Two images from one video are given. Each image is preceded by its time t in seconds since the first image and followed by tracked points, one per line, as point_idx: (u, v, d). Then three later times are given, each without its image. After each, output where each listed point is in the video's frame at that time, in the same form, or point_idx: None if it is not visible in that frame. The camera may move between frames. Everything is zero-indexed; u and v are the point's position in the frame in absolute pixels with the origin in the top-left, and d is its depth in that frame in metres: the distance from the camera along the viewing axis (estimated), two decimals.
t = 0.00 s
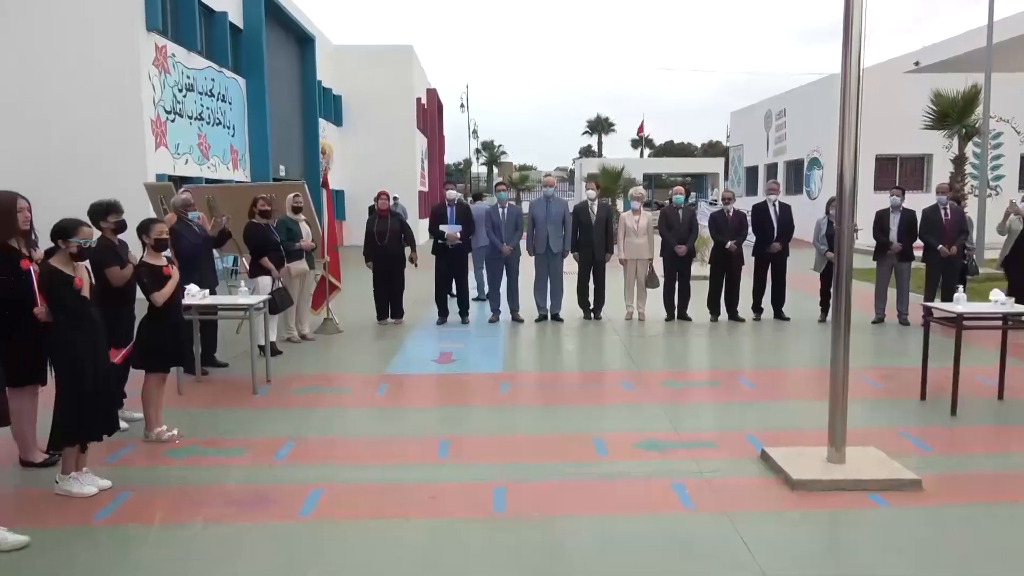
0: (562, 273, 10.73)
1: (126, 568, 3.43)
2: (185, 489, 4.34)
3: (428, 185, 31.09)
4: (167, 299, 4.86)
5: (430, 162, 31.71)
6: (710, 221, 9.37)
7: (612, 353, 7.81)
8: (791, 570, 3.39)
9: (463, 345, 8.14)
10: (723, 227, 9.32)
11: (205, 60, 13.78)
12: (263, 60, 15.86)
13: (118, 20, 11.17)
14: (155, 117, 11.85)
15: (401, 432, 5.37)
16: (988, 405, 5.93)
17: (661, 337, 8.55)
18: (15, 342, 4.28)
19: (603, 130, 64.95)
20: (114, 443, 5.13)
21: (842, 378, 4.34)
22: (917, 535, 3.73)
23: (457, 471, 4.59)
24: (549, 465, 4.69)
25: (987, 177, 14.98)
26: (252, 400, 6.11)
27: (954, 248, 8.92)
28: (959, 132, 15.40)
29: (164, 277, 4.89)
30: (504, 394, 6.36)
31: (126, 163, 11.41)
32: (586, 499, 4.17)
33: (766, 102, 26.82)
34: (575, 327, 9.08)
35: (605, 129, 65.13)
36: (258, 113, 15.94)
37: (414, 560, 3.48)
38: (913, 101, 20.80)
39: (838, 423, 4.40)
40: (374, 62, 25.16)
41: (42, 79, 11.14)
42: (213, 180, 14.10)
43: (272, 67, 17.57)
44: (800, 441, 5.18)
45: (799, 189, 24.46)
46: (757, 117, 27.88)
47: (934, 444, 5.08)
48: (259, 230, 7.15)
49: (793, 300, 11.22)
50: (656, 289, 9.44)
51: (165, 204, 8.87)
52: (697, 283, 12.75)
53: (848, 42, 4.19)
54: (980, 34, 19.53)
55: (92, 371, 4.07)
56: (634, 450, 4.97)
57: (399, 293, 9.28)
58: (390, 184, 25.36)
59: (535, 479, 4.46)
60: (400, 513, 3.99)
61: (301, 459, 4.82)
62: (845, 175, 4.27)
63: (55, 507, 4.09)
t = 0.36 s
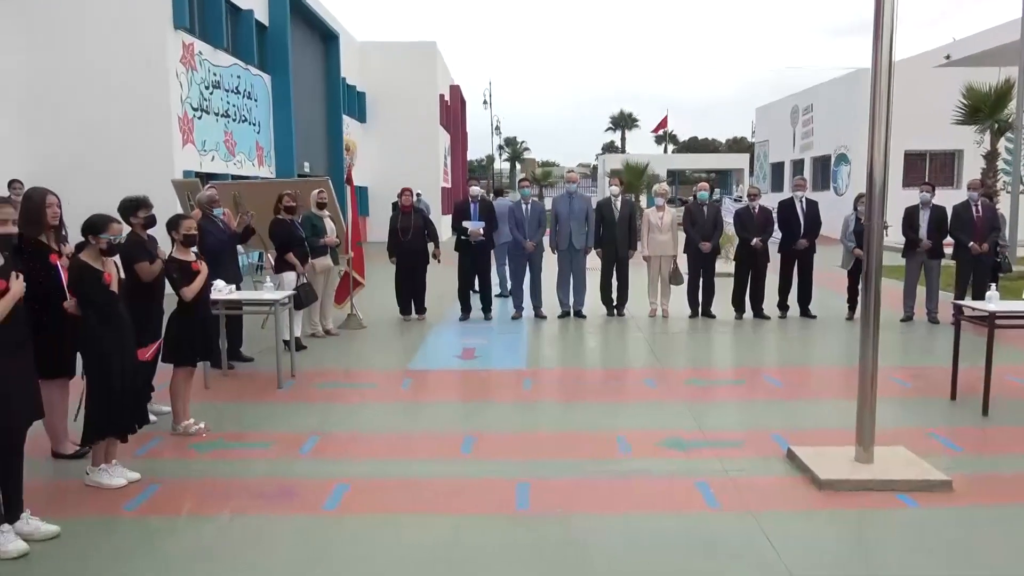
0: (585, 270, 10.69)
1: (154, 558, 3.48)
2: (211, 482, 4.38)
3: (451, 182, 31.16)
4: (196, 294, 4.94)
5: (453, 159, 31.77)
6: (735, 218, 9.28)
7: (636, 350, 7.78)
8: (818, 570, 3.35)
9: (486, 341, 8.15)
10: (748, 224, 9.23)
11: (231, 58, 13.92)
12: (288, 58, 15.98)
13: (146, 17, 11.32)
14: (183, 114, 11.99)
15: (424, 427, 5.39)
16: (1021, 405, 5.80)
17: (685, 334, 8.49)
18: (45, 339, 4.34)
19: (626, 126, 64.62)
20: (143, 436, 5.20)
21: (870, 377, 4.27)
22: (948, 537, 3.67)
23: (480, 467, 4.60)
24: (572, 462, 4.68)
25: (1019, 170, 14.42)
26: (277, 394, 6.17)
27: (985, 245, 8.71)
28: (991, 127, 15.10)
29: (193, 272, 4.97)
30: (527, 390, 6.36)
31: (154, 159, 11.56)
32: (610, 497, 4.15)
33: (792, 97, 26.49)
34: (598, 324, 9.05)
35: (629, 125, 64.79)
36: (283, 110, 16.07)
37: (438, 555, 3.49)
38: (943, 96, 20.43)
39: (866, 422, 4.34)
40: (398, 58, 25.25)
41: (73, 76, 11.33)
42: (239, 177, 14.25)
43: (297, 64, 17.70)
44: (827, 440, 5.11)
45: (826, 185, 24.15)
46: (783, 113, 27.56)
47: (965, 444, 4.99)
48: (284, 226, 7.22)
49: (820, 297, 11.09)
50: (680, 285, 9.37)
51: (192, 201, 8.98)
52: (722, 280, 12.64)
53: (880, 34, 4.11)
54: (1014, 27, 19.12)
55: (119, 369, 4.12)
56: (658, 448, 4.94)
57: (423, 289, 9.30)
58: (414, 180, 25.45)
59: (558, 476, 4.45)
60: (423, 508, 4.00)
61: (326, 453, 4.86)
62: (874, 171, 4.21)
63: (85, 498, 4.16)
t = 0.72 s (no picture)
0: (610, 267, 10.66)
1: (186, 551, 3.54)
2: (241, 476, 4.45)
3: (475, 179, 31.23)
4: (225, 290, 5.03)
5: (477, 156, 31.82)
6: (762, 215, 9.19)
7: (661, 348, 7.74)
8: (847, 570, 3.32)
9: (510, 339, 8.16)
10: (776, 221, 9.14)
11: (259, 57, 14.08)
12: (315, 57, 16.10)
13: (176, 17, 11.48)
14: (212, 113, 12.15)
15: (449, 424, 5.42)
16: None
17: (710, 332, 8.44)
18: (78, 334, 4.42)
19: (651, 122, 64.23)
20: (174, 430, 5.29)
21: (901, 376, 4.22)
22: (981, 539, 3.61)
23: (505, 463, 4.61)
24: (598, 459, 4.68)
25: None
26: (305, 390, 6.24)
27: (1019, 243, 8.54)
28: None
29: (221, 268, 5.05)
30: (551, 387, 6.36)
31: (183, 158, 11.73)
32: (635, 495, 4.14)
33: (820, 92, 26.15)
34: (622, 322, 9.03)
35: (654, 121, 64.41)
36: (309, 108, 16.21)
37: (464, 550, 3.51)
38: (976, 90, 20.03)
39: (896, 422, 4.28)
40: (423, 55, 25.33)
41: (106, 77, 11.54)
42: (266, 175, 14.41)
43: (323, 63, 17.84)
44: (856, 440, 5.05)
45: (855, 182, 23.81)
46: (811, 108, 27.22)
47: (998, 445, 4.90)
48: (311, 224, 7.29)
49: (848, 295, 10.95)
50: (706, 283, 9.31)
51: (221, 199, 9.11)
52: (748, 278, 12.53)
53: (912, 27, 4.05)
54: None
55: (149, 364, 4.18)
56: (684, 446, 4.92)
57: (447, 286, 9.34)
58: (438, 178, 25.54)
59: (584, 473, 4.45)
60: (449, 504, 4.03)
61: (353, 448, 4.90)
62: (906, 167, 4.14)
63: (119, 490, 4.24)
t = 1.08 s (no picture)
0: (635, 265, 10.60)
1: (215, 544, 3.58)
2: (267, 470, 4.50)
3: (499, 177, 31.25)
4: (251, 287, 5.07)
5: (501, 154, 31.84)
6: (789, 213, 9.09)
7: (686, 347, 7.69)
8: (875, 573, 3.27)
9: (534, 336, 8.15)
10: (803, 219, 9.03)
11: (285, 56, 14.20)
12: (340, 55, 16.21)
13: (205, 18, 11.65)
14: (239, 112, 12.29)
15: (473, 420, 5.43)
16: None
17: (735, 331, 8.37)
18: (107, 331, 4.48)
19: (676, 119, 63.83)
20: (202, 424, 5.36)
21: (932, 376, 4.15)
22: (1014, 542, 3.54)
23: (528, 461, 4.61)
24: (623, 458, 4.66)
25: None
26: (330, 386, 6.29)
27: None
28: None
29: (248, 265, 5.09)
30: (576, 385, 6.35)
31: (211, 157, 11.88)
32: (660, 494, 4.12)
33: (849, 87, 25.77)
34: (647, 320, 8.98)
35: (678, 118, 63.95)
36: (335, 106, 16.32)
37: (489, 547, 3.52)
38: (1010, 85, 19.60)
39: (927, 423, 4.21)
40: (448, 53, 25.34)
41: (136, 76, 11.72)
42: (292, 173, 14.54)
43: (348, 61, 17.94)
44: (885, 441, 4.98)
45: (884, 179, 23.45)
46: (839, 105, 26.83)
47: None
48: (337, 221, 7.34)
49: (877, 294, 10.78)
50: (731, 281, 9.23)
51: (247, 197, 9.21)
52: (774, 276, 12.41)
53: (945, 22, 3.97)
54: None
55: (175, 360, 4.23)
56: (710, 446, 4.88)
57: (471, 283, 9.35)
58: (462, 176, 25.61)
59: (608, 472, 4.44)
60: (473, 501, 4.04)
61: (377, 444, 4.93)
62: (939, 164, 4.07)
63: (149, 483, 4.31)
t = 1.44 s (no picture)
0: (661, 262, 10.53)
1: (244, 538, 3.63)
2: (296, 466, 4.54)
3: (525, 174, 31.23)
4: (280, 284, 5.12)
5: (527, 151, 31.81)
6: (819, 210, 8.96)
7: (713, 345, 7.62)
8: None
9: (559, 334, 8.14)
10: (833, 216, 8.90)
11: (313, 55, 14.32)
12: (367, 54, 16.30)
13: (234, 18, 11.77)
14: (268, 111, 12.42)
15: (499, 418, 5.44)
16: None
17: (763, 330, 8.28)
18: (139, 324, 4.56)
19: (703, 116, 63.31)
20: (232, 420, 5.44)
21: (967, 377, 4.06)
22: None
23: (555, 459, 4.60)
24: (650, 457, 4.64)
25: None
26: (357, 383, 6.34)
27: None
28: None
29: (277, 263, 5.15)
30: (601, 383, 6.33)
31: (240, 155, 12.03)
32: (688, 493, 4.10)
33: (881, 83, 25.34)
34: (673, 318, 8.92)
35: (705, 115, 63.37)
36: (362, 105, 16.43)
37: (514, 545, 3.52)
38: None
39: (961, 424, 4.12)
40: (474, 51, 25.36)
41: (166, 76, 11.89)
42: (320, 171, 14.67)
43: (375, 60, 18.05)
44: (918, 443, 4.89)
45: (916, 176, 23.02)
46: (871, 100, 26.38)
47: None
48: (364, 219, 7.39)
49: (910, 293, 10.59)
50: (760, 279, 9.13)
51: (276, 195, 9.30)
52: (803, 274, 12.25)
53: (982, 14, 3.88)
54: None
55: (204, 356, 4.28)
56: (738, 446, 4.84)
57: (497, 281, 9.36)
58: (488, 174, 25.63)
59: (634, 470, 4.42)
60: (500, 499, 4.05)
61: (404, 441, 4.96)
62: (975, 160, 3.99)
63: (180, 478, 4.38)
